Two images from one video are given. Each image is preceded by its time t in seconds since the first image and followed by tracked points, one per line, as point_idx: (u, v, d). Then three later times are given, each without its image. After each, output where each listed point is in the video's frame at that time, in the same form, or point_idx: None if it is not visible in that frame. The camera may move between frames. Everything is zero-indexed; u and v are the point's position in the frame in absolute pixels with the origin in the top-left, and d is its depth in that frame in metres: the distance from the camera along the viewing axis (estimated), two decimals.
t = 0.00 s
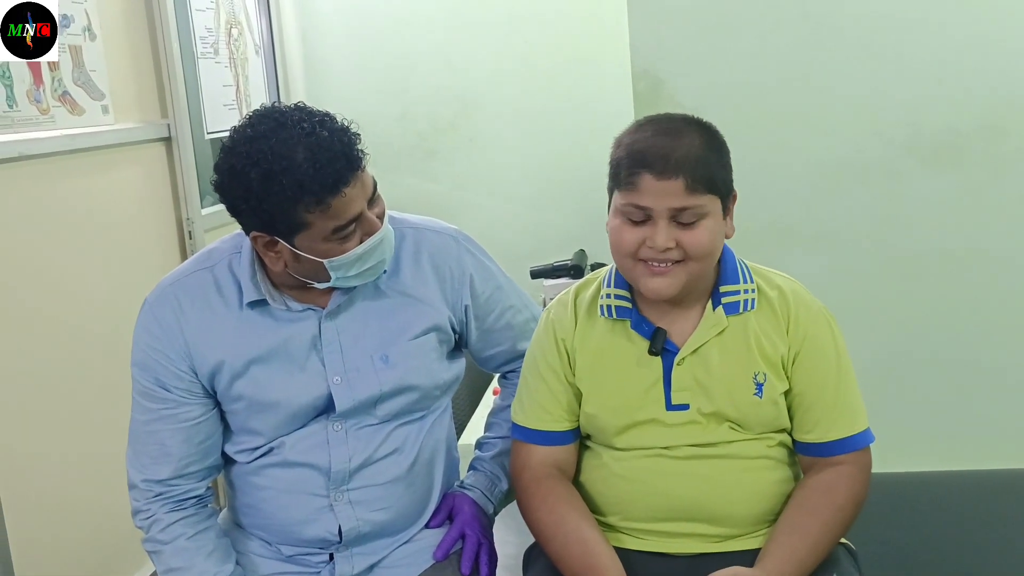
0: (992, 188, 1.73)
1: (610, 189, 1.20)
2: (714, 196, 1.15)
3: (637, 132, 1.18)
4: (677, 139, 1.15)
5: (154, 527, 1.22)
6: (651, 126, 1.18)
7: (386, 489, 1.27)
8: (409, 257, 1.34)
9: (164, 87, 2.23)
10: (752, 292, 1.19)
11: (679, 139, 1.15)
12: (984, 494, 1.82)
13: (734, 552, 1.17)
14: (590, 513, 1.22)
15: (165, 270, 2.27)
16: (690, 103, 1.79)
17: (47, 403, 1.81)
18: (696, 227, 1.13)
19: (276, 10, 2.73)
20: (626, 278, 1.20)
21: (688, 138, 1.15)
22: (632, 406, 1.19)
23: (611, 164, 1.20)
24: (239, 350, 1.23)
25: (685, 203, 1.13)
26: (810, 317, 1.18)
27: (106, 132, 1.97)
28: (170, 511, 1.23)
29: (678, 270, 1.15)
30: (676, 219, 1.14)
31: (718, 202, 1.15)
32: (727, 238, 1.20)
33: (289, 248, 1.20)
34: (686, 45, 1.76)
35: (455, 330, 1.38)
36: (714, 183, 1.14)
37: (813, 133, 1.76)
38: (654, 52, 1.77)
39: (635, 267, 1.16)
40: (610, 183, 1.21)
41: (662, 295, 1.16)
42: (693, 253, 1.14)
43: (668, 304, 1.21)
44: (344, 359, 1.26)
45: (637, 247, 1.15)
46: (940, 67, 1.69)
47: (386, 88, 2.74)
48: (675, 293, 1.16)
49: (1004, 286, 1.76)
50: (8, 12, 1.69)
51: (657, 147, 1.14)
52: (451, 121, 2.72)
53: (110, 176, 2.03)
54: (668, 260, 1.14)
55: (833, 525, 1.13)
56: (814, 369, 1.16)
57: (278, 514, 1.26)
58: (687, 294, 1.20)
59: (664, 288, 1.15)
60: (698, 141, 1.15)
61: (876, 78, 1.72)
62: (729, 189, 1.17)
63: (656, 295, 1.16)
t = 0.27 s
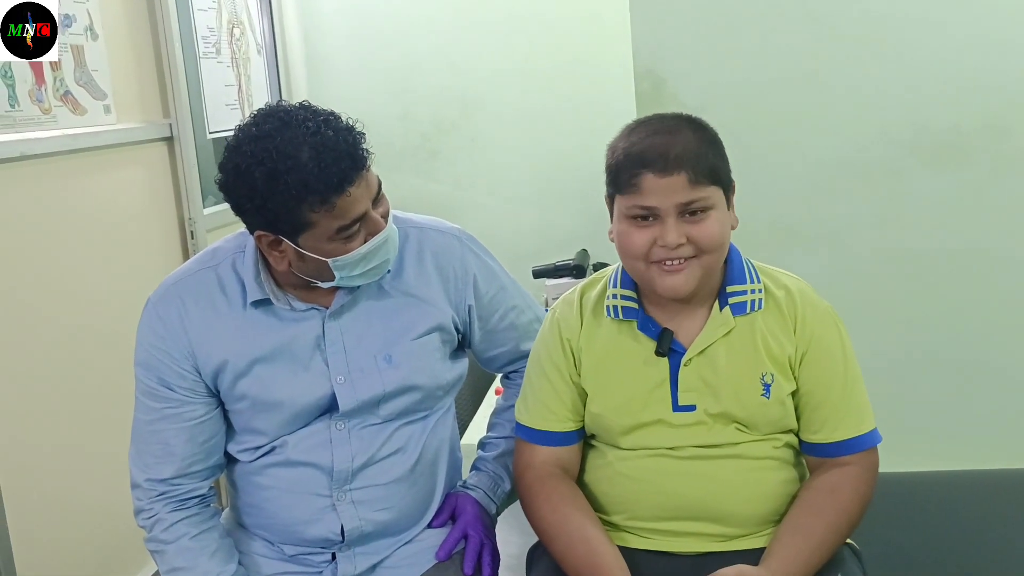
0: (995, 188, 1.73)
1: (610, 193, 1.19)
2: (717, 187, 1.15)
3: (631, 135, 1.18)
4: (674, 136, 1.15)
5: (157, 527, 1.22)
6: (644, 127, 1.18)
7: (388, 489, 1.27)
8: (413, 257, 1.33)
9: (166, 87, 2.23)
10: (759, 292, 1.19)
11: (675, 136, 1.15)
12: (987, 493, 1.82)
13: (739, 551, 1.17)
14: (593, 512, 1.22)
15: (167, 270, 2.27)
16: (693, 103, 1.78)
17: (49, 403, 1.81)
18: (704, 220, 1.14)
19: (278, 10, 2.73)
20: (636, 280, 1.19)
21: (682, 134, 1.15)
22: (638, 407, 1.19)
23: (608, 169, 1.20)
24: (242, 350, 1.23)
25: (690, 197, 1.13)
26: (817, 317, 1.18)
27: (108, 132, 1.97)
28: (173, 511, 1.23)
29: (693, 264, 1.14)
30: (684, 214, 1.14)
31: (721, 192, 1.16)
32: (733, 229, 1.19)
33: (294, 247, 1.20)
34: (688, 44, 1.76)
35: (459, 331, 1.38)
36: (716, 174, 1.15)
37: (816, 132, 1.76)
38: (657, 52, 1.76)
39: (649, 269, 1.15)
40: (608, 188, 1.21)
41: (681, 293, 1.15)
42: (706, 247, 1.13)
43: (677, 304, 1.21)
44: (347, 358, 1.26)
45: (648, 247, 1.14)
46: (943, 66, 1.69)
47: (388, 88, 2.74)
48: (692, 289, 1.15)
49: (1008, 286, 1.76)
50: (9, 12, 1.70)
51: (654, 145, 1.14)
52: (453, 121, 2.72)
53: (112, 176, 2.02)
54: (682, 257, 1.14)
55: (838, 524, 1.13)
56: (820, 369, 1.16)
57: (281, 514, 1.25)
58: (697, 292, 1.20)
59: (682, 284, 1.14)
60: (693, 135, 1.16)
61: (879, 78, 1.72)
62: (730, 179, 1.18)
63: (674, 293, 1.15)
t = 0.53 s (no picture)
0: (996, 188, 1.73)
1: (615, 188, 1.19)
2: (722, 187, 1.15)
3: (639, 130, 1.18)
4: (681, 133, 1.15)
5: (159, 526, 1.21)
6: (652, 123, 1.18)
7: (390, 488, 1.26)
8: (415, 256, 1.33)
9: (167, 87, 2.22)
10: (762, 294, 1.18)
11: (682, 133, 1.15)
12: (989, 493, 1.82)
13: (741, 552, 1.16)
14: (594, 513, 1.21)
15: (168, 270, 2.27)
16: (694, 102, 1.78)
17: (50, 403, 1.81)
18: (708, 218, 1.13)
19: (279, 9, 2.73)
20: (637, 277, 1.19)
21: (689, 131, 1.15)
22: (640, 409, 1.18)
23: (614, 163, 1.20)
24: (245, 348, 1.22)
25: (696, 194, 1.13)
26: (820, 320, 1.18)
27: (109, 132, 1.97)
28: (175, 510, 1.22)
29: (694, 263, 1.14)
30: (688, 211, 1.14)
31: (727, 192, 1.15)
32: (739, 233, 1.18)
33: (296, 246, 1.20)
34: (690, 44, 1.75)
35: (462, 329, 1.38)
36: (722, 174, 1.15)
37: (817, 132, 1.76)
38: (658, 51, 1.76)
39: (648, 264, 1.15)
40: (613, 183, 1.21)
41: (680, 291, 1.14)
42: (708, 246, 1.13)
43: (679, 303, 1.21)
44: (350, 357, 1.25)
45: (650, 243, 1.14)
46: (944, 66, 1.69)
47: (389, 87, 2.73)
48: (693, 288, 1.15)
49: (1009, 286, 1.76)
50: (9, 12, 1.69)
51: (662, 141, 1.14)
52: (454, 121, 2.72)
53: (113, 176, 2.02)
54: (682, 254, 1.14)
55: (842, 527, 1.13)
56: (823, 372, 1.16)
57: (282, 513, 1.25)
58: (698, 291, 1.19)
59: (681, 282, 1.14)
60: (700, 134, 1.16)
61: (880, 77, 1.72)
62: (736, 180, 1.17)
63: (673, 291, 1.15)
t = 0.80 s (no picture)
0: (998, 188, 1.73)
1: (616, 185, 1.19)
2: (721, 185, 1.14)
3: (641, 126, 1.18)
4: (682, 130, 1.15)
5: (161, 526, 1.21)
6: (654, 120, 1.19)
7: (392, 488, 1.26)
8: (418, 255, 1.33)
9: (168, 87, 2.23)
10: (761, 292, 1.19)
11: (683, 131, 1.15)
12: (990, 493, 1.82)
13: (742, 551, 1.16)
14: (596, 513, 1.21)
15: (169, 270, 2.27)
16: (695, 102, 1.78)
17: (51, 403, 1.81)
18: (704, 215, 1.13)
19: (280, 9, 2.73)
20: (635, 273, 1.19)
21: (691, 129, 1.15)
22: (641, 407, 1.18)
23: (616, 160, 1.20)
24: (247, 346, 1.22)
25: (693, 191, 1.12)
26: (819, 318, 1.18)
27: (109, 132, 1.97)
28: (177, 510, 1.22)
29: (689, 260, 1.14)
30: (684, 208, 1.13)
31: (725, 191, 1.15)
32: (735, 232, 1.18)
33: (299, 245, 1.20)
34: (690, 43, 1.75)
35: (464, 328, 1.38)
36: (721, 171, 1.15)
37: (818, 131, 1.76)
38: (659, 51, 1.76)
39: (644, 259, 1.15)
40: (615, 179, 1.21)
41: (675, 288, 1.14)
42: (703, 243, 1.13)
43: (677, 300, 1.21)
44: (352, 356, 1.25)
45: (647, 238, 1.14)
46: (946, 65, 1.69)
47: (390, 87, 2.74)
48: (688, 285, 1.15)
49: (1011, 285, 1.76)
50: (9, 12, 1.69)
51: (662, 137, 1.14)
52: (455, 121, 2.72)
53: (114, 176, 2.02)
54: (678, 251, 1.14)
55: (841, 526, 1.13)
56: (822, 369, 1.16)
57: (284, 513, 1.25)
58: (696, 290, 1.19)
59: (676, 280, 1.14)
60: (702, 132, 1.16)
61: (881, 76, 1.72)
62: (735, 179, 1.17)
63: (667, 288, 1.15)
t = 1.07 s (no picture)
0: (999, 186, 1.72)
1: (612, 183, 1.19)
2: (716, 179, 1.15)
3: (635, 125, 1.18)
4: (675, 127, 1.15)
5: (161, 526, 1.21)
6: (648, 118, 1.19)
7: (392, 489, 1.26)
8: (418, 254, 1.33)
9: (168, 87, 2.22)
10: (757, 286, 1.19)
11: (677, 127, 1.15)
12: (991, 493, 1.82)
13: (743, 546, 1.16)
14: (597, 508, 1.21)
15: (171, 270, 2.27)
16: (695, 101, 1.78)
17: (52, 403, 1.81)
18: (701, 209, 1.13)
19: (281, 9, 2.73)
20: (634, 270, 1.19)
21: (685, 126, 1.15)
22: (639, 402, 1.18)
23: (611, 159, 1.19)
24: (248, 346, 1.23)
25: (689, 185, 1.13)
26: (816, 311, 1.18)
27: (110, 132, 1.97)
28: (178, 510, 1.22)
29: (688, 254, 1.14)
30: (681, 203, 1.13)
31: (720, 185, 1.16)
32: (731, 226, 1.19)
33: (302, 246, 1.20)
34: (691, 43, 1.75)
35: (465, 329, 1.38)
36: (715, 166, 1.15)
37: (819, 130, 1.76)
38: (660, 50, 1.76)
39: (644, 255, 1.15)
40: (610, 178, 1.21)
41: (675, 283, 1.14)
42: (702, 237, 1.13)
43: (675, 296, 1.21)
44: (352, 356, 1.25)
45: (646, 234, 1.14)
46: (947, 64, 1.69)
47: (391, 88, 2.74)
48: (689, 279, 1.15)
49: (1013, 283, 1.76)
50: (8, 12, 1.69)
51: (656, 135, 1.15)
52: (456, 120, 2.72)
53: (115, 177, 2.02)
54: (676, 246, 1.14)
55: (840, 519, 1.13)
56: (820, 362, 1.16)
57: (284, 513, 1.25)
58: (694, 285, 1.19)
59: (676, 273, 1.13)
60: (695, 129, 1.16)
61: (883, 76, 1.71)
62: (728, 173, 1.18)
63: (668, 283, 1.14)
